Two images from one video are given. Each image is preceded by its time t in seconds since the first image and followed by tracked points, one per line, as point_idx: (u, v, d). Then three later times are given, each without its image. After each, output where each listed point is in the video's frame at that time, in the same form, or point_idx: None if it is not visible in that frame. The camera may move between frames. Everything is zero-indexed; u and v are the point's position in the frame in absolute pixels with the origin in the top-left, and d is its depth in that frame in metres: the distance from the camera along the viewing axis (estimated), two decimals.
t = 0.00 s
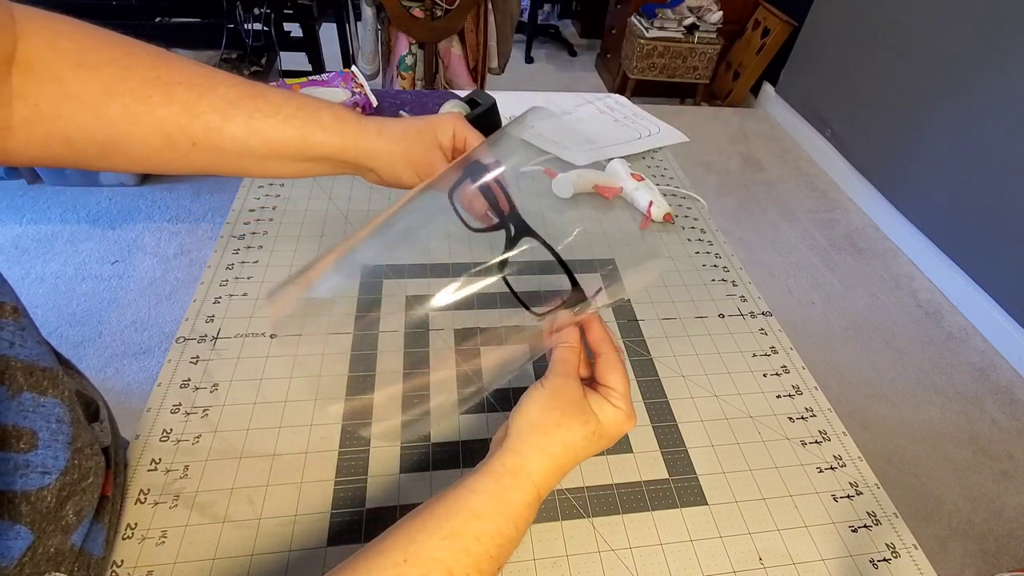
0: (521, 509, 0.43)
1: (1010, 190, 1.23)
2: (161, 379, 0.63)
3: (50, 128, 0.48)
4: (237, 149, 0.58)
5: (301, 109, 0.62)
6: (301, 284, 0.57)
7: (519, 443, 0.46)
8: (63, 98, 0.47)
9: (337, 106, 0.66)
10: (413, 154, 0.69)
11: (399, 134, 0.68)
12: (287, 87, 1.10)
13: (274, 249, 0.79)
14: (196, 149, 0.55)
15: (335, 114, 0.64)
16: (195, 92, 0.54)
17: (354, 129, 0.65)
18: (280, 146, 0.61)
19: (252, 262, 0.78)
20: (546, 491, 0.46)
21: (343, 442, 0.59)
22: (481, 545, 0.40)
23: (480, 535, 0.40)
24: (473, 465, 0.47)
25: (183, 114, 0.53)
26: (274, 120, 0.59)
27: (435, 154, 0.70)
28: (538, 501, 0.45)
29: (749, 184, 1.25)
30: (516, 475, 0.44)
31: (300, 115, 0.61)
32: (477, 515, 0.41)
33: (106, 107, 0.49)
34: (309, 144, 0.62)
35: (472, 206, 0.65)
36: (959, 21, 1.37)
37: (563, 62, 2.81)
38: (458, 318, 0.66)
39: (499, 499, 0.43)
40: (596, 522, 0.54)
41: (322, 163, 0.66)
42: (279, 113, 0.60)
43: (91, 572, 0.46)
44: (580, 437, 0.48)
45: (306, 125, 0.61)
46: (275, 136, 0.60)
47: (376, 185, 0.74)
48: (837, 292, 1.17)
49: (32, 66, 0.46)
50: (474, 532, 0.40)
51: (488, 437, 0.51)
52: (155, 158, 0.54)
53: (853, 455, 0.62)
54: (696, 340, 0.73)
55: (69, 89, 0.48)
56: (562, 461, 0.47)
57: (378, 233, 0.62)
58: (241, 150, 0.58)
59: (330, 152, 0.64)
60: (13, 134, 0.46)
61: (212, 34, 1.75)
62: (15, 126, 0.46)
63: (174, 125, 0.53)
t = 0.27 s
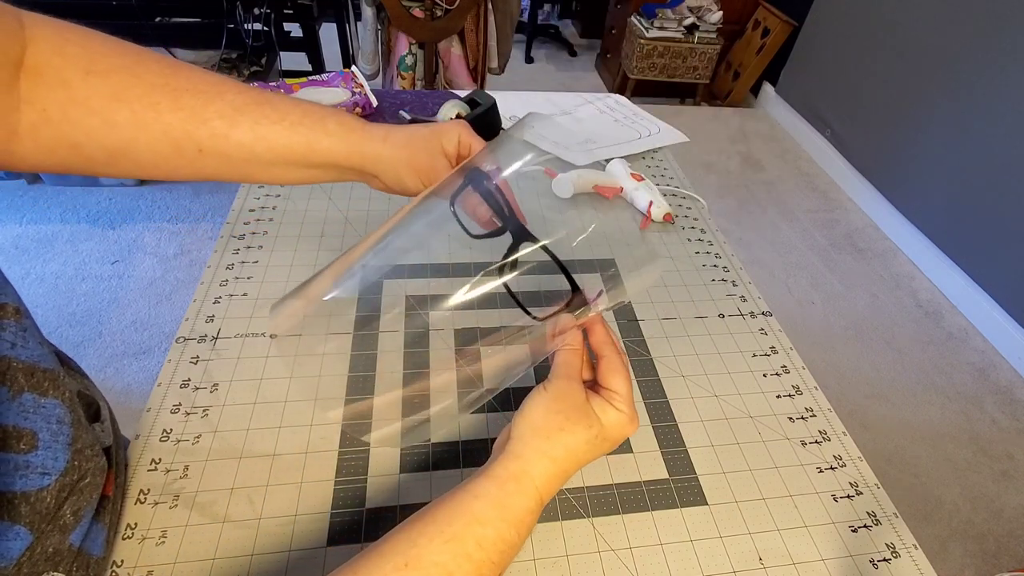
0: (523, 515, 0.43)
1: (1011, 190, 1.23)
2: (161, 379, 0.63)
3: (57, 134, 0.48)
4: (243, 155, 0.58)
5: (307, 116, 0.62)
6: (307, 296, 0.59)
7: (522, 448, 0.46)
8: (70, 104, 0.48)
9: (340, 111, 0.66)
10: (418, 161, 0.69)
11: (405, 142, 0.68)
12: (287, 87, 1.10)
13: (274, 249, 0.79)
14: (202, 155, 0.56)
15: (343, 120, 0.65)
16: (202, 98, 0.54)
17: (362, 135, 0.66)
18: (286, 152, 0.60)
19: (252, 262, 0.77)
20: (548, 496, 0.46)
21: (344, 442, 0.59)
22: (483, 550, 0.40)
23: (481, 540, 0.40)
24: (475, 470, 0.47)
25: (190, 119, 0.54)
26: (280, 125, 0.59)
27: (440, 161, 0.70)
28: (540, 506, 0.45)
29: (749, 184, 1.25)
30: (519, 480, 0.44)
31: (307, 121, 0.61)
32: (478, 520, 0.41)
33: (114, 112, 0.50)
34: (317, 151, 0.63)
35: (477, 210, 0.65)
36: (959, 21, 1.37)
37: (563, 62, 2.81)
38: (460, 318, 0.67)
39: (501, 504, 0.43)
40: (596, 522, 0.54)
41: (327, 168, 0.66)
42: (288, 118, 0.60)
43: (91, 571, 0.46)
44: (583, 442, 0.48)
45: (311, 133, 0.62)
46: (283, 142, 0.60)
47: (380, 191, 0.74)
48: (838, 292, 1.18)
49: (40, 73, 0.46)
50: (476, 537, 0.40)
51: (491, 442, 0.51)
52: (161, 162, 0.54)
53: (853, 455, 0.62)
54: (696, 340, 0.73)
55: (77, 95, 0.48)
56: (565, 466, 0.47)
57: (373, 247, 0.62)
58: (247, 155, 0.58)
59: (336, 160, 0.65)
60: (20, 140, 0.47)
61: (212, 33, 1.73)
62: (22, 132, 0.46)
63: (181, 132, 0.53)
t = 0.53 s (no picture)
0: (522, 515, 0.43)
1: (1011, 190, 1.23)
2: (161, 379, 0.63)
3: (61, 135, 0.48)
4: (244, 154, 0.58)
5: (306, 115, 0.62)
6: (296, 285, 0.59)
7: (519, 449, 0.46)
8: (72, 104, 0.48)
9: (340, 110, 0.66)
10: (418, 159, 0.69)
11: (405, 141, 0.68)
12: (287, 87, 1.10)
13: (274, 249, 0.79)
14: (203, 154, 0.56)
15: (343, 119, 0.65)
16: (203, 97, 0.54)
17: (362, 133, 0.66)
18: (286, 150, 0.60)
19: (252, 262, 0.77)
20: (547, 496, 0.46)
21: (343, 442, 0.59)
22: (481, 551, 0.40)
23: (479, 541, 0.40)
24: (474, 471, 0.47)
25: (191, 118, 0.54)
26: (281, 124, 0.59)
27: (440, 159, 0.70)
28: (539, 506, 0.45)
29: (748, 184, 1.25)
30: (517, 481, 0.44)
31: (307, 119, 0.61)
32: (476, 521, 0.41)
33: (115, 112, 0.50)
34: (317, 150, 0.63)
35: (474, 207, 0.65)
36: (959, 21, 1.37)
37: (563, 62, 2.81)
38: (459, 319, 0.69)
39: (499, 504, 0.43)
40: (596, 522, 0.54)
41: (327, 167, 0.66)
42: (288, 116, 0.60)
43: (91, 572, 0.46)
44: (581, 440, 0.48)
45: (312, 132, 0.62)
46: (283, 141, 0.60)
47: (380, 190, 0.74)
48: (837, 292, 1.17)
49: (42, 72, 0.46)
50: (474, 538, 0.40)
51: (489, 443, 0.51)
52: (162, 162, 0.54)
53: (853, 455, 0.62)
54: (696, 340, 0.73)
55: (78, 94, 0.48)
56: (563, 465, 0.47)
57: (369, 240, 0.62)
58: (248, 154, 0.58)
59: (337, 158, 0.65)
60: (23, 141, 0.47)
61: (212, 33, 1.74)
62: (24, 132, 0.46)
63: (181, 131, 0.53)
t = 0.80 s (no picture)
0: (521, 513, 0.43)
1: (1010, 190, 1.23)
2: (161, 379, 0.63)
3: (60, 134, 0.48)
4: (242, 154, 0.58)
5: (305, 114, 0.62)
6: (297, 284, 0.59)
7: (518, 447, 0.46)
8: (72, 103, 0.48)
9: (340, 110, 0.66)
10: (417, 158, 0.69)
11: (405, 140, 0.68)
12: (287, 87, 1.10)
13: (274, 249, 0.79)
14: (202, 153, 0.55)
15: (343, 118, 0.65)
16: (202, 97, 0.54)
17: (362, 131, 0.66)
18: (285, 149, 0.60)
19: (252, 262, 0.77)
20: (546, 494, 0.46)
21: (342, 442, 0.60)
22: (481, 549, 0.40)
23: (479, 540, 0.40)
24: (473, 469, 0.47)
25: (190, 117, 0.54)
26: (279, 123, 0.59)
27: (439, 158, 0.70)
28: (539, 504, 0.45)
29: (748, 184, 1.25)
30: (517, 479, 0.44)
31: (305, 118, 0.61)
32: (476, 520, 0.41)
33: (114, 111, 0.50)
34: (316, 150, 0.63)
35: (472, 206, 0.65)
36: (959, 21, 1.37)
37: (563, 62, 2.81)
38: (458, 318, 0.68)
39: (499, 503, 0.43)
40: (596, 522, 0.54)
41: (326, 166, 0.66)
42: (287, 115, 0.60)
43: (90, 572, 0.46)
44: (580, 438, 0.48)
45: (310, 131, 0.62)
46: (282, 140, 0.60)
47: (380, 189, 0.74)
48: (837, 291, 1.17)
49: (41, 72, 0.46)
50: (474, 536, 0.40)
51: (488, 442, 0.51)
52: (161, 161, 0.54)
53: (853, 455, 0.62)
54: (696, 340, 0.73)
55: (77, 93, 0.48)
56: (562, 463, 0.47)
57: (369, 238, 0.63)
58: (247, 153, 0.58)
59: (336, 157, 0.65)
60: (23, 141, 0.47)
61: (212, 33, 1.74)
62: (24, 132, 0.46)
63: (180, 130, 0.53)
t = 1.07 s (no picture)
0: (518, 514, 0.43)
1: (1010, 190, 1.23)
2: (161, 379, 0.63)
3: (59, 135, 0.48)
4: (241, 154, 0.58)
5: (304, 114, 0.62)
6: (297, 283, 0.60)
7: (515, 448, 0.46)
8: (70, 103, 0.48)
9: (339, 110, 0.66)
10: (416, 158, 0.69)
11: (404, 139, 0.68)
12: (287, 87, 1.10)
13: (274, 249, 0.79)
14: (200, 153, 0.55)
15: (342, 117, 0.65)
16: (200, 97, 0.54)
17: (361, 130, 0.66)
18: (284, 149, 0.60)
19: (252, 262, 0.77)
20: (543, 495, 0.46)
21: (342, 442, 0.59)
22: (479, 551, 0.40)
23: (476, 542, 0.40)
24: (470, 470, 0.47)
25: (188, 117, 0.54)
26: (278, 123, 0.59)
27: (437, 158, 0.70)
28: (536, 505, 0.45)
29: (748, 184, 1.25)
30: (514, 480, 0.44)
31: (304, 118, 0.61)
32: (473, 520, 0.41)
33: (112, 111, 0.50)
34: (314, 150, 0.63)
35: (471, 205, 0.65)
36: (959, 21, 1.37)
37: (563, 62, 2.81)
38: (457, 318, 0.69)
39: (496, 504, 0.43)
40: (596, 522, 0.54)
41: (325, 166, 0.66)
42: (285, 115, 0.60)
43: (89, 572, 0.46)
44: (577, 438, 0.48)
45: (309, 131, 0.62)
46: (281, 139, 0.60)
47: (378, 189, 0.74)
48: (837, 291, 1.17)
49: (40, 73, 0.46)
50: (471, 538, 0.40)
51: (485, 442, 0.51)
52: (160, 161, 0.54)
53: (853, 455, 0.62)
54: (696, 340, 0.73)
55: (76, 94, 0.48)
56: (559, 464, 0.47)
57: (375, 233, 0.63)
58: (246, 152, 0.58)
59: (334, 156, 0.64)
60: (22, 141, 0.47)
61: (212, 33, 1.74)
62: (22, 132, 0.46)
63: (179, 129, 0.53)
